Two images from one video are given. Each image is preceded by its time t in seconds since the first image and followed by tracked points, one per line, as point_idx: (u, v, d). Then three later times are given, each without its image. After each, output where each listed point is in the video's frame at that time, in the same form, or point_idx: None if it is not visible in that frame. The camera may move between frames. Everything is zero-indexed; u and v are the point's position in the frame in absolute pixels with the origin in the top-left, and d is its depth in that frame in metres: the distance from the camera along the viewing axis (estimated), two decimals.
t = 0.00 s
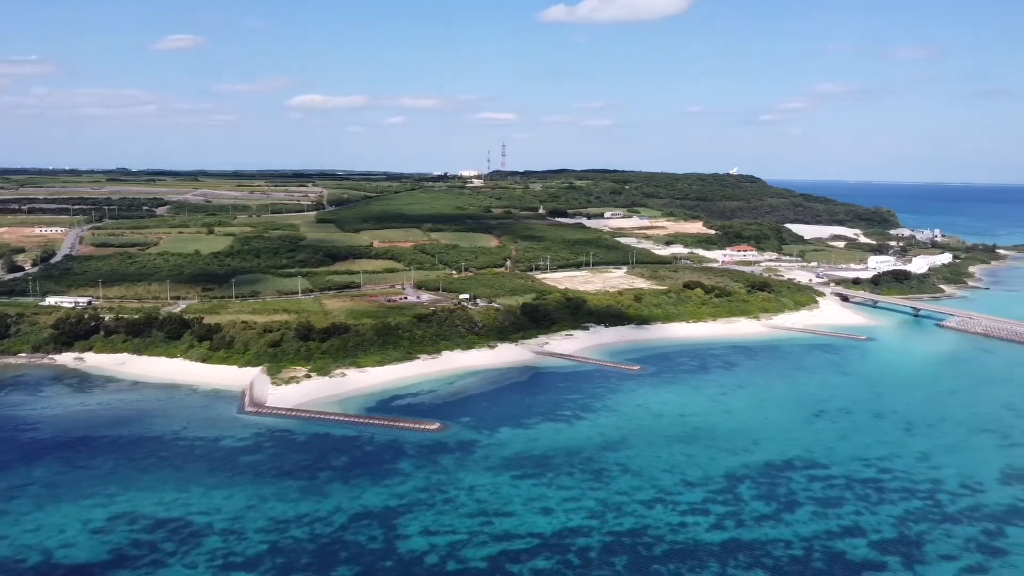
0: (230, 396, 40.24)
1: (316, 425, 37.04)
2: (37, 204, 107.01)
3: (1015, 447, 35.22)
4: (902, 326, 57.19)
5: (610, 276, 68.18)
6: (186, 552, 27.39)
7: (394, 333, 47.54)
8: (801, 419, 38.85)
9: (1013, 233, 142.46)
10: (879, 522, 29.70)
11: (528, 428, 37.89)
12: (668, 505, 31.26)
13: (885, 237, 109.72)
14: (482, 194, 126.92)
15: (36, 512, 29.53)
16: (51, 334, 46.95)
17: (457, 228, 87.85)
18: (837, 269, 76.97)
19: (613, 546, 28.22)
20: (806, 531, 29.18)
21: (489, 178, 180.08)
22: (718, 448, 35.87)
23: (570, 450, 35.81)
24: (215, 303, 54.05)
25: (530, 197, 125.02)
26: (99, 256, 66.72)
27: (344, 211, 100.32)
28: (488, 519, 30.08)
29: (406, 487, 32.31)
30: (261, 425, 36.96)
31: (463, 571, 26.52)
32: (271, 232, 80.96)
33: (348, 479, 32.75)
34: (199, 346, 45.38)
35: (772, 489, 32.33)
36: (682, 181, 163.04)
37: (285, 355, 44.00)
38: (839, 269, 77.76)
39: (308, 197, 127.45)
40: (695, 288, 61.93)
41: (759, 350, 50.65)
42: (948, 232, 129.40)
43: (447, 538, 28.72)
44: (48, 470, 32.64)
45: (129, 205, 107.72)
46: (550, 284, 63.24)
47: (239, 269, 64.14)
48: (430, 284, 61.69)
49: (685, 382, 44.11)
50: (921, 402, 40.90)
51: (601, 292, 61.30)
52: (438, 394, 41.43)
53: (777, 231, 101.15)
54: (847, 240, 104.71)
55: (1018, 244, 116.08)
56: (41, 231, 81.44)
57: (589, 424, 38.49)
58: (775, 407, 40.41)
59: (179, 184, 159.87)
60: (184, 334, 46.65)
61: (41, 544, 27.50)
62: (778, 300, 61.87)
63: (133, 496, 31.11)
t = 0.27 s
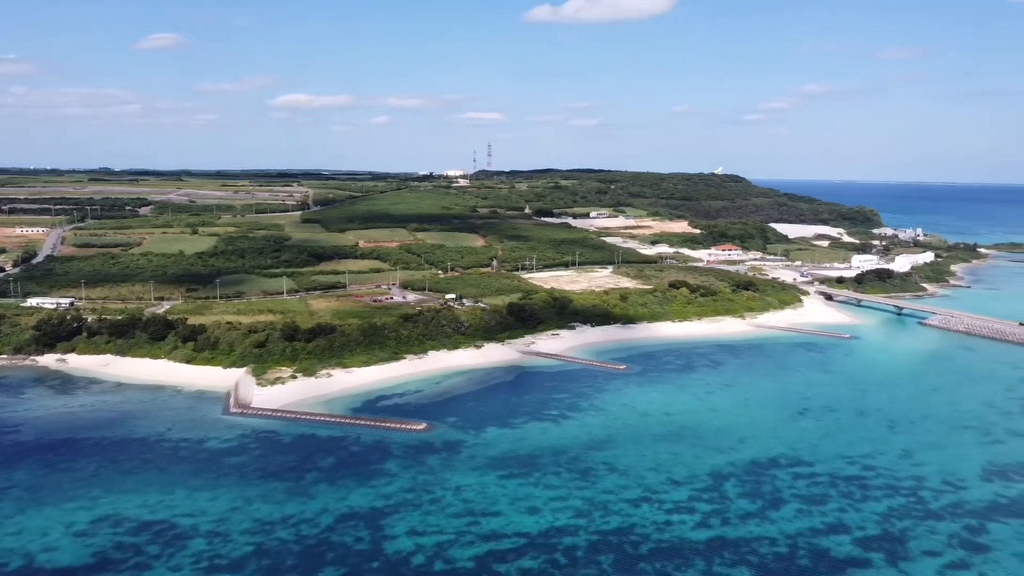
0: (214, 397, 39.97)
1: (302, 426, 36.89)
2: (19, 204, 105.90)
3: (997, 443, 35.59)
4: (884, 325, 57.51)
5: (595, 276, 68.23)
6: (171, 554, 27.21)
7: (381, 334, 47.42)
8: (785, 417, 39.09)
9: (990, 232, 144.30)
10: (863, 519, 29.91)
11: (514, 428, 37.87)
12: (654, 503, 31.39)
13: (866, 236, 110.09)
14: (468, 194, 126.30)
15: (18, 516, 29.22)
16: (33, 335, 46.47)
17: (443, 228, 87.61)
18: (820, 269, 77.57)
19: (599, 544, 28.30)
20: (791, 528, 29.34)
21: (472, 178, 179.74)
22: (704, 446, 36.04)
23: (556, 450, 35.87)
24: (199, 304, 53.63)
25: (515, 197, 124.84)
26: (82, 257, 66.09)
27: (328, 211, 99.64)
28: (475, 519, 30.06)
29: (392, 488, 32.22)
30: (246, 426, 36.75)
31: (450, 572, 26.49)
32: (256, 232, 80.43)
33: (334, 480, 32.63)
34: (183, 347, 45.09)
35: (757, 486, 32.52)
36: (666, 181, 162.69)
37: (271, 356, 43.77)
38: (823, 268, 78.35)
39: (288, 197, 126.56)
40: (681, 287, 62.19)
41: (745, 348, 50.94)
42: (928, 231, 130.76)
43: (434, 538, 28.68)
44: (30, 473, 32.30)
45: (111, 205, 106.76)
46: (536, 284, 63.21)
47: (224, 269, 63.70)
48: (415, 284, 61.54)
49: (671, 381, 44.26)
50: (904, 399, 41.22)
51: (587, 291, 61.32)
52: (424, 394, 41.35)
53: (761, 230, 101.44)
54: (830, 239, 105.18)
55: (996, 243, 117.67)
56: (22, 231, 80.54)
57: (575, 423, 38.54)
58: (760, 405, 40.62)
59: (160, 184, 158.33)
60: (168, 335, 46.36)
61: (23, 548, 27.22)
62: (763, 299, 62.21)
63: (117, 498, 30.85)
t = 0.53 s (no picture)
0: (199, 398, 39.71)
1: (288, 427, 36.71)
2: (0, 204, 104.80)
3: (979, 440, 35.91)
4: (868, 323, 57.86)
5: (581, 276, 68.31)
6: (155, 557, 27.00)
7: (367, 334, 47.28)
8: (771, 416, 39.28)
9: (971, 231, 145.69)
10: (848, 516, 30.10)
11: (501, 428, 37.85)
12: (641, 502, 31.46)
13: (849, 235, 111.30)
14: (455, 194, 125.73)
15: None
16: (14, 336, 46.00)
17: (429, 228, 87.41)
18: (805, 268, 78.09)
19: (586, 543, 28.34)
20: (776, 526, 29.47)
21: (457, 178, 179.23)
22: (690, 445, 36.16)
23: (543, 449, 35.89)
24: (183, 305, 53.25)
25: (501, 197, 124.76)
26: (64, 258, 65.48)
27: (314, 211, 99.13)
28: (462, 519, 30.01)
29: (379, 488, 32.13)
30: (231, 428, 36.53)
31: (437, 572, 26.45)
32: (241, 232, 79.95)
33: (320, 481, 32.49)
34: (167, 348, 44.77)
35: (743, 485, 32.67)
36: (652, 181, 162.49)
37: (256, 357, 43.53)
38: (807, 267, 78.86)
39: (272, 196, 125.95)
40: (667, 286, 62.41)
41: (731, 347, 51.15)
42: (911, 230, 131.84)
43: (420, 538, 28.63)
44: (12, 476, 31.97)
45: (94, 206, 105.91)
46: (522, 283, 63.19)
47: (209, 270, 63.32)
48: (402, 284, 61.39)
49: (657, 380, 44.38)
50: (888, 397, 41.52)
51: (574, 291, 61.37)
52: (410, 394, 41.26)
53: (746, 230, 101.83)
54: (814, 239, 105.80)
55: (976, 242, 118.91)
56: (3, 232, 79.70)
57: (561, 423, 38.56)
58: (745, 404, 40.78)
59: (143, 184, 157.16)
60: (151, 336, 46.03)
61: (5, 551, 26.92)
62: (748, 297, 62.54)
63: (101, 501, 30.58)
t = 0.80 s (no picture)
0: (183, 400, 39.44)
1: (273, 428, 36.55)
2: None
3: (961, 437, 36.26)
4: (852, 322, 58.28)
5: (567, 276, 68.43)
6: (140, 560, 26.80)
7: (353, 334, 47.14)
8: (756, 414, 39.49)
9: (953, 230, 147.07)
10: (833, 513, 30.30)
11: (487, 428, 37.83)
12: (628, 500, 31.55)
13: (833, 234, 112.29)
14: (441, 194, 125.51)
15: None
16: None
17: (415, 228, 87.24)
18: (790, 267, 78.62)
19: (573, 543, 28.38)
20: (762, 524, 29.63)
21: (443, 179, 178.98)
22: (676, 444, 36.29)
23: (530, 449, 35.91)
24: (168, 305, 52.88)
25: (487, 197, 124.67)
26: (47, 258, 64.88)
27: (299, 211, 98.64)
28: (450, 519, 29.98)
29: (365, 489, 32.05)
30: (216, 429, 36.30)
31: (424, 573, 26.41)
32: (225, 232, 79.51)
33: (306, 483, 32.35)
34: (151, 349, 44.45)
35: (729, 483, 32.82)
36: (637, 181, 162.36)
37: (241, 358, 43.30)
38: (792, 267, 79.39)
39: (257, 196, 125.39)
40: (654, 285, 62.64)
41: (717, 346, 51.38)
42: (894, 230, 132.90)
43: (407, 539, 28.58)
44: None
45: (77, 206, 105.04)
46: (509, 283, 63.21)
47: (193, 270, 62.91)
48: (388, 284, 61.27)
49: (644, 379, 44.52)
50: (871, 395, 41.84)
51: (560, 290, 61.44)
52: (396, 395, 41.16)
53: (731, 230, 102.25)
54: (798, 238, 106.49)
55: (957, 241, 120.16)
56: None
57: (548, 422, 38.60)
58: (731, 403, 40.98)
59: (127, 184, 156.08)
60: (135, 337, 45.69)
61: None
62: (734, 297, 62.84)
63: (85, 504, 30.32)
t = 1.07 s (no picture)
0: (168, 401, 39.16)
1: (259, 430, 36.35)
2: None
3: (943, 435, 36.57)
4: (836, 321, 58.68)
5: (553, 275, 68.49)
6: (124, 563, 26.59)
7: (339, 335, 46.95)
8: (742, 412, 39.69)
9: (935, 229, 148.37)
10: (818, 511, 30.49)
11: (474, 428, 37.79)
12: (614, 500, 31.60)
13: (818, 233, 113.10)
14: (427, 194, 125.12)
15: None
16: None
17: (401, 228, 87.05)
18: (774, 266, 79.09)
19: (560, 542, 28.40)
20: (747, 522, 29.77)
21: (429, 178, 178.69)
22: (662, 442, 36.39)
23: (516, 448, 35.90)
24: (151, 306, 52.48)
25: (473, 197, 124.58)
26: (28, 259, 64.21)
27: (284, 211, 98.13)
28: (437, 519, 29.93)
29: (351, 490, 31.94)
30: (200, 431, 36.06)
31: (411, 573, 26.35)
32: (210, 233, 79.02)
33: (292, 484, 32.19)
34: (135, 350, 44.09)
35: (715, 481, 32.95)
36: (623, 181, 162.21)
37: (226, 359, 43.03)
38: (777, 266, 79.83)
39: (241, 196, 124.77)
40: (640, 285, 62.83)
41: (704, 345, 51.58)
42: (877, 229, 133.98)
43: (394, 539, 28.51)
44: None
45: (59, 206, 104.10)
46: (495, 283, 63.21)
47: (178, 271, 62.46)
48: (374, 284, 61.10)
49: (630, 379, 44.62)
50: (855, 393, 42.15)
51: (547, 290, 61.47)
52: (382, 395, 41.04)
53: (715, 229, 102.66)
54: (783, 238, 107.14)
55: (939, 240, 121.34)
56: None
57: (535, 422, 38.61)
58: (717, 401, 41.14)
59: (110, 184, 155.06)
60: (119, 338, 45.31)
61: None
62: (719, 296, 63.12)
63: (67, 507, 30.03)
